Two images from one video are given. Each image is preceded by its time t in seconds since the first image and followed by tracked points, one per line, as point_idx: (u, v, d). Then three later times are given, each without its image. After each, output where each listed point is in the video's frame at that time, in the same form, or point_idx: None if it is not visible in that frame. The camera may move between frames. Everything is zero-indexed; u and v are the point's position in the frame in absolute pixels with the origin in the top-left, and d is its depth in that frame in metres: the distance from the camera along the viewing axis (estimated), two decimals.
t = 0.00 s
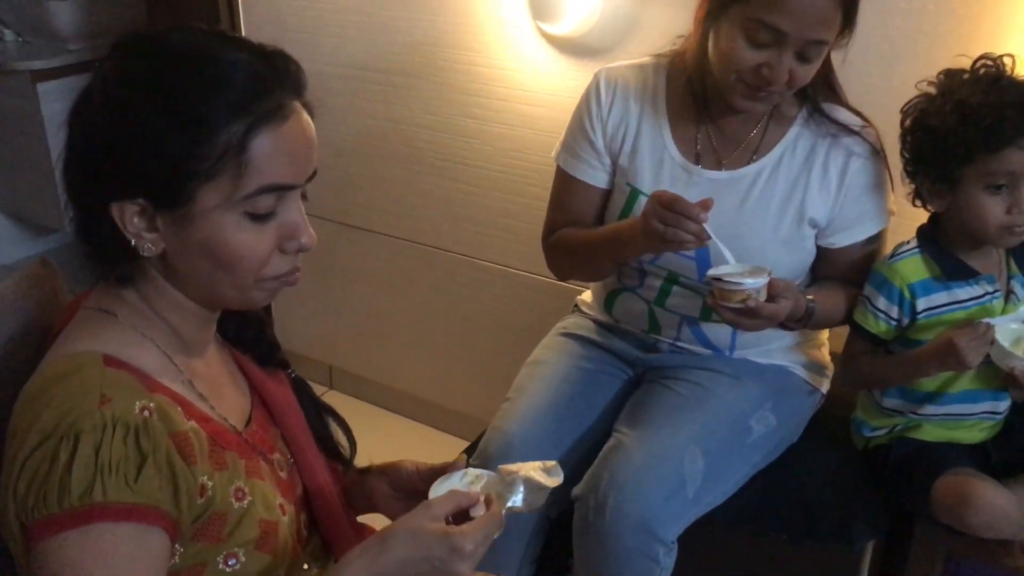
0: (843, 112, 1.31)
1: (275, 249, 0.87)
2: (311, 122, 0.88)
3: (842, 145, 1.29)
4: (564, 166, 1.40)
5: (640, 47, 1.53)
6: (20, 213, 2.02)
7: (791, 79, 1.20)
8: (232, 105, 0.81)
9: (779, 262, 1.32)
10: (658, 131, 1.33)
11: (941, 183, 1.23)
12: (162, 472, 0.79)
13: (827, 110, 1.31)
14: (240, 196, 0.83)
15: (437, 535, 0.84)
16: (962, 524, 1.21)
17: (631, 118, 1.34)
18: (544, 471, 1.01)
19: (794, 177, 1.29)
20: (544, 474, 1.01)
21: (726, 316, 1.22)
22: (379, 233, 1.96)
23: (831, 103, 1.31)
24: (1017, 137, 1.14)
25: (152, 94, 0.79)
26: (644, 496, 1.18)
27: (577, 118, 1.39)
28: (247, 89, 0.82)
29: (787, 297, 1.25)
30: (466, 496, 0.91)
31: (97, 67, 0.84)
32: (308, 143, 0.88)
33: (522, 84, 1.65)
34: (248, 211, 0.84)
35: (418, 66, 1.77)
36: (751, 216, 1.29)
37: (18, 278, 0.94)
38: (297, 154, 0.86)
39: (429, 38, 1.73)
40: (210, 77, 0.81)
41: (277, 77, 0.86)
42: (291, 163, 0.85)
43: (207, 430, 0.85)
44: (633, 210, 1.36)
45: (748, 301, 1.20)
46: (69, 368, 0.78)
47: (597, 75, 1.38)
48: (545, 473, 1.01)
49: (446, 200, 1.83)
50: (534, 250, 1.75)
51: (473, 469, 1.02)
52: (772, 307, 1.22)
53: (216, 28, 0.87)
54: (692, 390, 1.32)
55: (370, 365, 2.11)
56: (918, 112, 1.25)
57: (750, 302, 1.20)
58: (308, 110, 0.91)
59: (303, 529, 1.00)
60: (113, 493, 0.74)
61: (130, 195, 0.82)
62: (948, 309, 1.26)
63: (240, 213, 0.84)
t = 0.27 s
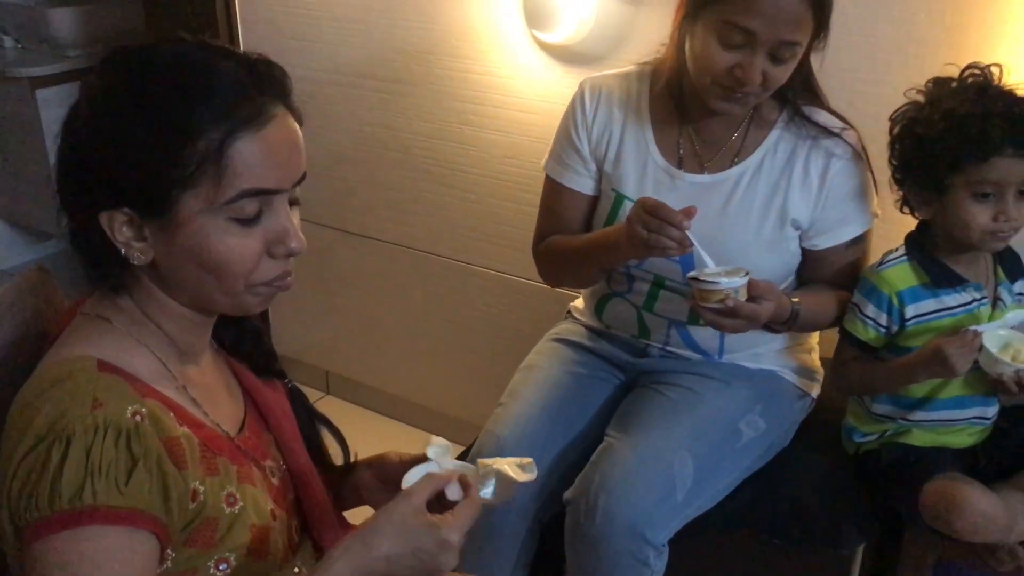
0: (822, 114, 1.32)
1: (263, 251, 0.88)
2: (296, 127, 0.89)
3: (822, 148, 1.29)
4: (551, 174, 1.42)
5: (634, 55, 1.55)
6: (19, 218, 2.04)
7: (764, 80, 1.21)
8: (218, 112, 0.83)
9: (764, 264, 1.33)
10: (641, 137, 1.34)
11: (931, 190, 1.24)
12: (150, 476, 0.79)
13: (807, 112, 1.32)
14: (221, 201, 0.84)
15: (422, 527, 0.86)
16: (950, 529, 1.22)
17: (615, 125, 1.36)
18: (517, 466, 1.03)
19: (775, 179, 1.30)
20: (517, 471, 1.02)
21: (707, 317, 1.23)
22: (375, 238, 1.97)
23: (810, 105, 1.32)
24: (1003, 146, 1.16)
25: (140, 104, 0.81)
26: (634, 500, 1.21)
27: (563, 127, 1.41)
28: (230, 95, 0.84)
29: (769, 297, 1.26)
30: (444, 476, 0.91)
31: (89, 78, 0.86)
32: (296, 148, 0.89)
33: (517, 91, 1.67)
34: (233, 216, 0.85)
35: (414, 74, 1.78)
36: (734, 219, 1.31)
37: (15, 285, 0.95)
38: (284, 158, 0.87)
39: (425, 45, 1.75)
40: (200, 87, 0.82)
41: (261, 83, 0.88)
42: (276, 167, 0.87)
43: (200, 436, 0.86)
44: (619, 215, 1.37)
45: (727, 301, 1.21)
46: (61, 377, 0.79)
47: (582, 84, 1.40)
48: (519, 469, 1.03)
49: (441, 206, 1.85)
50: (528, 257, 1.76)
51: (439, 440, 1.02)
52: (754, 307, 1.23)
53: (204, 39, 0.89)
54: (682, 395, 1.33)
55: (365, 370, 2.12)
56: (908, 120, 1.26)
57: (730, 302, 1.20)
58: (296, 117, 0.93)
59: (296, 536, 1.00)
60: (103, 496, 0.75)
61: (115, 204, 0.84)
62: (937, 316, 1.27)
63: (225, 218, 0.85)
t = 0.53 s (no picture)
0: (806, 116, 1.33)
1: (240, 251, 0.87)
2: (267, 122, 0.90)
3: (806, 148, 1.30)
4: (543, 181, 1.44)
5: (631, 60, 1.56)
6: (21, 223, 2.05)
7: (743, 81, 1.22)
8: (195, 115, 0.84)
9: (750, 265, 1.34)
10: (628, 142, 1.37)
11: (924, 195, 1.25)
12: (142, 472, 0.80)
13: (791, 114, 1.33)
14: (192, 200, 0.84)
15: (386, 475, 0.88)
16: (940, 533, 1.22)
17: (602, 132, 1.38)
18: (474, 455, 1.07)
19: (760, 182, 1.31)
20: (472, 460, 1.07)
21: (689, 317, 1.24)
22: (373, 243, 1.98)
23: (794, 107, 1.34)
24: (993, 153, 1.17)
25: (124, 112, 0.83)
26: (627, 503, 1.22)
27: (552, 136, 1.43)
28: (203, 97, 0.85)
29: (749, 296, 1.28)
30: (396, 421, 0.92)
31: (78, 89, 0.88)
32: (274, 146, 0.90)
33: (515, 98, 1.68)
34: (207, 215, 0.85)
35: (412, 80, 1.80)
36: (720, 222, 1.32)
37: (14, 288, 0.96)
38: (259, 155, 0.88)
39: (423, 52, 1.76)
40: (173, 90, 0.84)
41: (237, 86, 0.89)
42: (251, 163, 0.87)
43: (194, 437, 0.87)
44: (608, 219, 1.39)
45: (707, 300, 1.22)
46: (60, 372, 0.81)
47: (570, 92, 1.42)
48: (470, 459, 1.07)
49: (439, 211, 1.86)
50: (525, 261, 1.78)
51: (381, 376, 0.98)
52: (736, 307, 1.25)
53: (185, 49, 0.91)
54: (675, 399, 1.35)
55: (364, 374, 2.13)
56: (899, 125, 1.27)
57: (709, 301, 1.22)
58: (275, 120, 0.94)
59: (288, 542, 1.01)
60: (95, 490, 0.76)
61: (97, 212, 0.86)
62: (928, 319, 1.28)
63: (200, 218, 0.85)
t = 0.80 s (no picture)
0: (794, 119, 1.34)
1: (224, 253, 0.87)
2: (245, 124, 0.90)
3: (794, 152, 1.31)
4: (536, 188, 1.46)
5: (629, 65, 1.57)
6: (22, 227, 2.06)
7: (726, 87, 1.23)
8: (175, 120, 0.85)
9: (740, 269, 1.35)
10: (618, 148, 1.38)
11: (918, 202, 1.25)
12: (130, 458, 0.80)
13: (779, 118, 1.34)
14: (168, 206, 0.85)
15: (342, 415, 0.87)
16: (935, 535, 1.22)
17: (593, 138, 1.40)
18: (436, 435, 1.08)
19: (749, 185, 1.32)
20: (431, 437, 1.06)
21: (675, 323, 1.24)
22: (372, 247, 1.99)
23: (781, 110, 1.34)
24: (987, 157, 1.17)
25: (102, 119, 0.84)
26: (621, 505, 1.23)
27: (545, 144, 1.45)
28: (183, 101, 0.86)
29: (733, 302, 1.29)
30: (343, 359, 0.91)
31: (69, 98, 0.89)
32: (254, 145, 0.90)
33: (515, 102, 1.69)
34: (185, 219, 0.86)
35: (412, 85, 1.81)
36: (710, 227, 1.33)
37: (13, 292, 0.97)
38: (239, 156, 0.88)
39: (422, 57, 1.78)
40: (154, 93, 0.85)
41: (217, 89, 0.90)
42: (231, 163, 0.87)
43: (188, 433, 0.88)
44: (600, 224, 1.41)
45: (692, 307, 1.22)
46: (51, 366, 0.83)
47: (561, 100, 1.44)
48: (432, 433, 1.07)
49: (438, 215, 1.87)
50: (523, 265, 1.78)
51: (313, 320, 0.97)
52: (721, 313, 1.26)
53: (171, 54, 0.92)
54: (669, 401, 1.36)
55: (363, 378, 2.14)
56: (894, 131, 1.28)
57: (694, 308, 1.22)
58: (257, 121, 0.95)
59: (281, 544, 1.01)
60: (81, 474, 0.76)
61: (85, 222, 0.87)
62: (922, 323, 1.29)
63: (179, 222, 0.86)
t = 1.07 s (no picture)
0: (782, 124, 1.35)
1: (210, 258, 0.88)
2: (230, 132, 0.92)
3: (783, 158, 1.32)
4: (531, 196, 1.47)
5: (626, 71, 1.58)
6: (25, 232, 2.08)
7: (712, 97, 1.24)
8: (157, 127, 0.86)
9: (732, 274, 1.36)
10: (609, 155, 1.40)
11: (911, 207, 1.25)
12: (116, 453, 0.81)
13: (768, 123, 1.35)
14: (150, 212, 0.86)
15: (305, 378, 0.87)
16: (930, 537, 1.23)
17: (584, 147, 1.42)
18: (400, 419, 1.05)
19: (738, 191, 1.33)
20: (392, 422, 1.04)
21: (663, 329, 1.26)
22: (372, 252, 2.00)
23: (769, 115, 1.35)
24: (980, 162, 1.17)
25: (88, 127, 0.85)
26: (616, 506, 1.24)
27: (537, 153, 1.47)
28: (164, 108, 0.87)
29: (722, 308, 1.30)
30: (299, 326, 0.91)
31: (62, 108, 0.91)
32: (237, 150, 0.92)
33: (514, 108, 1.70)
34: (168, 224, 0.87)
35: (411, 91, 1.82)
36: (700, 233, 1.34)
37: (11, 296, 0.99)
38: (222, 162, 0.89)
39: (421, 63, 1.79)
40: (136, 103, 0.86)
41: (199, 95, 0.91)
42: (213, 169, 0.89)
43: (179, 435, 0.90)
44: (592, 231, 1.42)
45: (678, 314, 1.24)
46: (45, 362, 0.85)
47: (552, 108, 1.46)
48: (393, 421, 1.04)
49: (437, 220, 1.88)
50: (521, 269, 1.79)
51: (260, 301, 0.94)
52: (709, 320, 1.27)
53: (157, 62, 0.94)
54: (663, 404, 1.37)
55: (363, 382, 2.14)
56: (887, 137, 1.28)
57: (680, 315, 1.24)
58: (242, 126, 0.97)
59: (276, 544, 1.02)
60: (65, 468, 0.77)
61: (75, 228, 0.89)
62: (916, 327, 1.30)
63: (162, 228, 0.87)
